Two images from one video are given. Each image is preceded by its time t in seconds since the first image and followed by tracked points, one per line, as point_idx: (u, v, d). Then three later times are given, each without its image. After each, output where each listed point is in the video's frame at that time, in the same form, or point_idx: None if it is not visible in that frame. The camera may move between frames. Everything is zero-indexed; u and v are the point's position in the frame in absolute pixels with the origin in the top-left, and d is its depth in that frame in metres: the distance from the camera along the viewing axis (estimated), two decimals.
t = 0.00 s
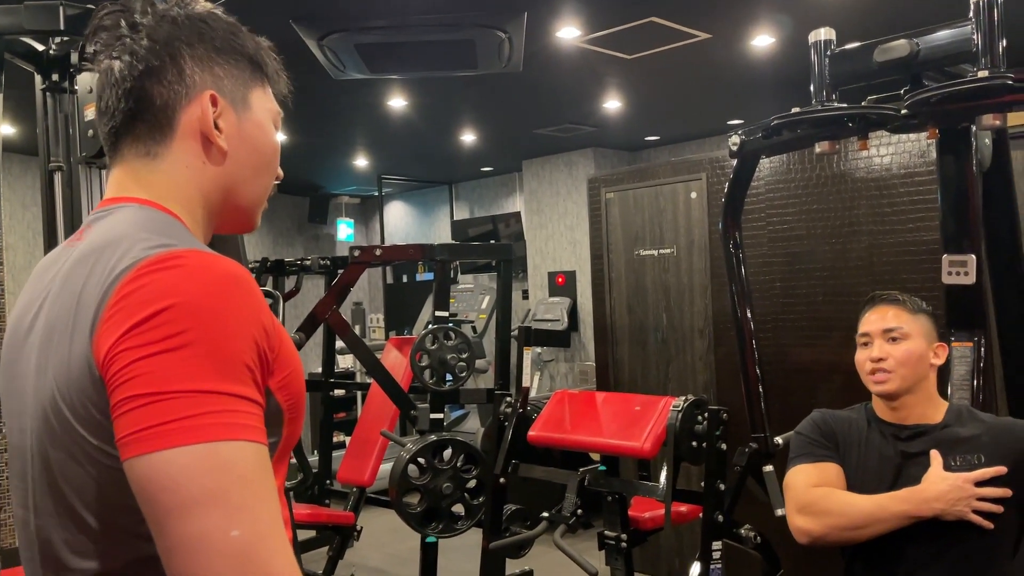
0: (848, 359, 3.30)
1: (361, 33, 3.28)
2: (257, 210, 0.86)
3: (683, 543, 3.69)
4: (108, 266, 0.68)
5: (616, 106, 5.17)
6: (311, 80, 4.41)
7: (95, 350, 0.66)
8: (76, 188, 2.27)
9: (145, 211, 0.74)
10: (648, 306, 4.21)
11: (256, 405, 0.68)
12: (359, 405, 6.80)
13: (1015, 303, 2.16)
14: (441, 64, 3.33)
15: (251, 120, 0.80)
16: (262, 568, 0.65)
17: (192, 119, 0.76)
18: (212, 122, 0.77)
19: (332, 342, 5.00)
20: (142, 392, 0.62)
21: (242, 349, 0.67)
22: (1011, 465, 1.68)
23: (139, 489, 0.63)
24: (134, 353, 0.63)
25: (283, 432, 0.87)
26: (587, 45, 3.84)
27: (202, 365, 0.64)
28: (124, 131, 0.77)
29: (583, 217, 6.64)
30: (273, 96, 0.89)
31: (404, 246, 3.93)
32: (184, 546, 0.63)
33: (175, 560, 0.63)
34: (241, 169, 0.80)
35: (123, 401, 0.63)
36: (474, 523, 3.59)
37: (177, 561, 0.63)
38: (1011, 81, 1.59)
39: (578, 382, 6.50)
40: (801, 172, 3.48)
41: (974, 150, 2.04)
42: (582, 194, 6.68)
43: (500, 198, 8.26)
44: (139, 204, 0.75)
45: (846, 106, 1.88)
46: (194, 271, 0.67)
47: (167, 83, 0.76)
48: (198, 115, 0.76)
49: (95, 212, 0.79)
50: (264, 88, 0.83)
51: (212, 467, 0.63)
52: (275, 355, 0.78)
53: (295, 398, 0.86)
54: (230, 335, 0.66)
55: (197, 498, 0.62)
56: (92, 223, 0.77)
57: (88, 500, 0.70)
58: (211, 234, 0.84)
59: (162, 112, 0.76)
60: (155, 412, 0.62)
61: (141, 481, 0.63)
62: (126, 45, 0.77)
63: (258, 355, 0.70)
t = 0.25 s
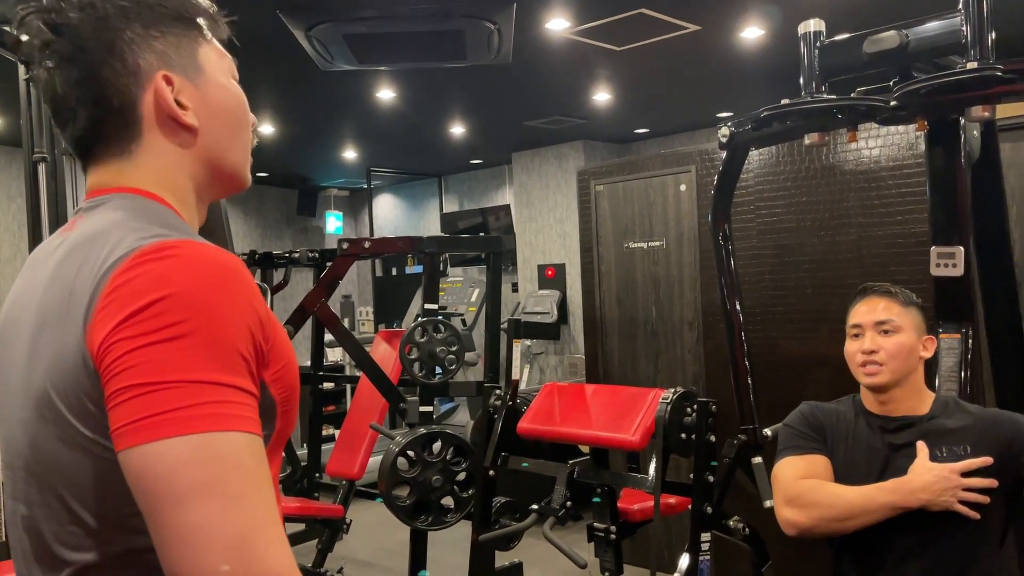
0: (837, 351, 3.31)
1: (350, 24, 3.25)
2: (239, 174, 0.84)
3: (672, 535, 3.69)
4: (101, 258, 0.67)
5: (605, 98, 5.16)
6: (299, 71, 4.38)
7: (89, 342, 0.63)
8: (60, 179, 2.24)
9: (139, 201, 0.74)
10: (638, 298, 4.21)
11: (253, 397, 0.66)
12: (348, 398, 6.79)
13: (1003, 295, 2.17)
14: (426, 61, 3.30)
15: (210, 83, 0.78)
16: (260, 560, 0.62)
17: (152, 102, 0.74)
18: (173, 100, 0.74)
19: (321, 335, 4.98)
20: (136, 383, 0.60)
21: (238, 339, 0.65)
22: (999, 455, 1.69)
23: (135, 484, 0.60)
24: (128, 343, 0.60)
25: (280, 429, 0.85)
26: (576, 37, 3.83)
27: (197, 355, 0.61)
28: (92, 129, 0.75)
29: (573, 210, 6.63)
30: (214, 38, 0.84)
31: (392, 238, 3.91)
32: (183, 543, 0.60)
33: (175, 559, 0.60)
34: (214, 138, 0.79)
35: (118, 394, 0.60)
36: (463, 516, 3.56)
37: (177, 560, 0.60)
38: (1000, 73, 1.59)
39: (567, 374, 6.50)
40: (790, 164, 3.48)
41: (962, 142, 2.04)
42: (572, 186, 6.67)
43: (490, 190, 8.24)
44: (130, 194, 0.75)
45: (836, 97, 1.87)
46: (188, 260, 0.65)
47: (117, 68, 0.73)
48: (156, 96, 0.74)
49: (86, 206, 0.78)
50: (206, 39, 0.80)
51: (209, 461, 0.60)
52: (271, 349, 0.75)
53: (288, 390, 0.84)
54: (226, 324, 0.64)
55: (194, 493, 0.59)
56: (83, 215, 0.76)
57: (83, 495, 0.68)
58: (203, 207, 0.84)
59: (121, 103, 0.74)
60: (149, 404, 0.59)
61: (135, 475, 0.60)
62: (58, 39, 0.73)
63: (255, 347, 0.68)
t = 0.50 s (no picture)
0: (820, 340, 3.33)
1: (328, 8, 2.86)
2: (203, 172, 0.83)
3: (656, 523, 3.71)
4: (47, 249, 0.67)
5: (589, 86, 5.13)
6: (280, 56, 4.32)
7: (35, 336, 0.64)
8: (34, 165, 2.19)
9: (87, 186, 0.72)
10: (622, 286, 4.20)
11: (207, 387, 0.67)
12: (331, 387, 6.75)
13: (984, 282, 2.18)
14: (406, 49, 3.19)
15: (188, 82, 0.76)
16: (221, 551, 0.64)
17: (119, 84, 0.72)
18: (142, 87, 0.73)
19: (304, 324, 4.94)
20: (85, 381, 0.61)
21: (189, 332, 0.66)
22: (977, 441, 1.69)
23: (87, 477, 0.62)
24: (74, 340, 0.61)
25: (246, 411, 0.86)
26: (560, 23, 3.79)
27: (147, 350, 0.62)
28: (51, 101, 0.73)
29: (557, 198, 6.61)
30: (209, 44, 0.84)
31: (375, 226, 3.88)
32: (138, 534, 0.62)
33: (131, 547, 0.63)
34: (182, 133, 0.77)
35: (66, 390, 0.62)
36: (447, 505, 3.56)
37: (133, 548, 0.63)
38: (984, 59, 1.58)
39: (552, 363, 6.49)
40: (773, 152, 3.47)
41: (946, 129, 2.04)
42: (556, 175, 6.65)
43: (474, 179, 8.20)
44: (82, 180, 0.73)
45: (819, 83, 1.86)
46: (136, 252, 0.65)
47: (92, 43, 0.71)
48: (126, 79, 0.72)
49: (36, 190, 0.77)
50: (198, 40, 0.79)
51: (163, 455, 0.62)
52: (231, 336, 0.76)
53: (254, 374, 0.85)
54: (176, 318, 0.64)
55: (148, 487, 0.62)
56: (35, 201, 0.75)
57: (30, 483, 0.68)
58: (159, 201, 0.82)
59: (88, 80, 0.72)
60: (99, 400, 0.61)
61: (91, 471, 0.62)
62: (38, 7, 0.71)
63: (209, 337, 0.69)
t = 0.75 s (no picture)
0: (797, 326, 3.33)
1: None
2: (158, 149, 0.78)
3: (634, 510, 3.70)
4: None
5: (568, 72, 5.09)
6: (253, 40, 4.24)
7: None
8: None
9: (35, 163, 0.67)
10: (600, 274, 4.17)
11: (158, 372, 0.64)
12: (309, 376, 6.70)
13: (960, 267, 2.18)
14: (381, 34, 2.91)
15: (138, 49, 0.72)
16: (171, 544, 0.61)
17: (65, 53, 0.69)
18: (89, 55, 0.69)
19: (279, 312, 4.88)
20: (24, 365, 0.57)
21: (138, 314, 0.62)
22: (949, 425, 1.70)
23: (28, 468, 0.59)
24: (12, 322, 0.57)
25: (205, 396, 0.83)
26: (538, 8, 3.75)
27: (91, 333, 0.59)
28: None
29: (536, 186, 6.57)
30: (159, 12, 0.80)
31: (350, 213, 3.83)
32: (83, 529, 0.59)
33: (75, 541, 0.60)
34: (136, 106, 0.73)
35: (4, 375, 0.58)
36: (424, 494, 3.56)
37: (77, 542, 0.60)
38: (962, 42, 1.57)
39: (531, 351, 6.47)
40: (752, 139, 3.46)
41: (923, 114, 2.03)
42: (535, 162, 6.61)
43: (453, 166, 8.14)
44: (30, 156, 0.68)
45: (797, 67, 1.85)
46: (80, 229, 0.61)
47: (34, 8, 0.67)
48: (71, 47, 0.69)
49: None
50: (149, 9, 0.76)
51: (108, 444, 0.59)
52: (186, 317, 0.73)
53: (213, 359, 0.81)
54: (123, 299, 0.61)
55: (93, 478, 0.58)
56: None
57: None
58: (115, 180, 0.77)
59: (29, 46, 0.68)
60: (38, 387, 0.57)
61: (31, 461, 0.58)
62: None
63: (160, 318, 0.65)
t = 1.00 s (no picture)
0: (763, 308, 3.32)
1: None
2: (87, 117, 0.71)
3: (601, 495, 3.69)
4: None
5: (535, 52, 5.02)
6: (211, 15, 4.11)
7: None
8: None
9: None
10: (567, 257, 4.13)
11: (65, 354, 0.58)
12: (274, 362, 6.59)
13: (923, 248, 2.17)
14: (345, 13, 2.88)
15: (61, 6, 0.65)
16: (68, 541, 0.56)
17: None
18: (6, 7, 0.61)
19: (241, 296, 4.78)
20: None
21: (42, 289, 0.56)
22: (907, 405, 1.69)
23: None
24: None
25: (124, 382, 0.77)
26: None
27: None
28: None
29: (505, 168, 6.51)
30: None
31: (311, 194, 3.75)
32: None
33: None
34: (57, 68, 0.66)
35: None
36: (388, 480, 3.51)
37: None
38: (927, 15, 1.54)
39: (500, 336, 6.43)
40: (718, 120, 3.44)
41: (888, 93, 2.00)
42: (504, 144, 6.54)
43: (421, 148, 8.04)
44: None
45: (761, 42, 1.81)
46: None
47: None
48: None
49: None
50: None
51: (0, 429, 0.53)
52: (98, 295, 0.67)
53: (133, 341, 0.75)
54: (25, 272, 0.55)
55: None
56: None
57: None
58: (31, 150, 0.70)
59: None
60: None
61: None
62: None
63: (69, 295, 0.60)
